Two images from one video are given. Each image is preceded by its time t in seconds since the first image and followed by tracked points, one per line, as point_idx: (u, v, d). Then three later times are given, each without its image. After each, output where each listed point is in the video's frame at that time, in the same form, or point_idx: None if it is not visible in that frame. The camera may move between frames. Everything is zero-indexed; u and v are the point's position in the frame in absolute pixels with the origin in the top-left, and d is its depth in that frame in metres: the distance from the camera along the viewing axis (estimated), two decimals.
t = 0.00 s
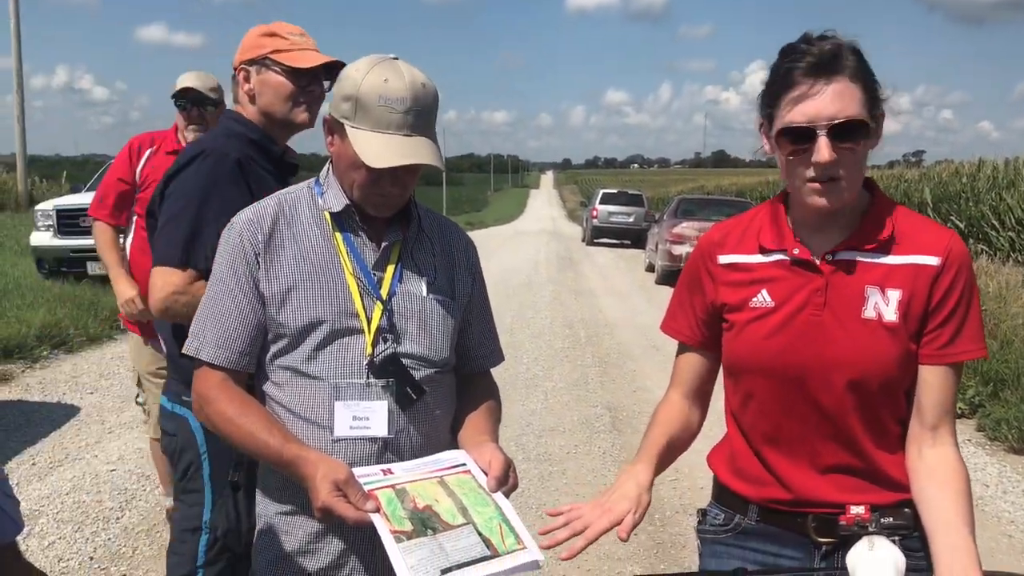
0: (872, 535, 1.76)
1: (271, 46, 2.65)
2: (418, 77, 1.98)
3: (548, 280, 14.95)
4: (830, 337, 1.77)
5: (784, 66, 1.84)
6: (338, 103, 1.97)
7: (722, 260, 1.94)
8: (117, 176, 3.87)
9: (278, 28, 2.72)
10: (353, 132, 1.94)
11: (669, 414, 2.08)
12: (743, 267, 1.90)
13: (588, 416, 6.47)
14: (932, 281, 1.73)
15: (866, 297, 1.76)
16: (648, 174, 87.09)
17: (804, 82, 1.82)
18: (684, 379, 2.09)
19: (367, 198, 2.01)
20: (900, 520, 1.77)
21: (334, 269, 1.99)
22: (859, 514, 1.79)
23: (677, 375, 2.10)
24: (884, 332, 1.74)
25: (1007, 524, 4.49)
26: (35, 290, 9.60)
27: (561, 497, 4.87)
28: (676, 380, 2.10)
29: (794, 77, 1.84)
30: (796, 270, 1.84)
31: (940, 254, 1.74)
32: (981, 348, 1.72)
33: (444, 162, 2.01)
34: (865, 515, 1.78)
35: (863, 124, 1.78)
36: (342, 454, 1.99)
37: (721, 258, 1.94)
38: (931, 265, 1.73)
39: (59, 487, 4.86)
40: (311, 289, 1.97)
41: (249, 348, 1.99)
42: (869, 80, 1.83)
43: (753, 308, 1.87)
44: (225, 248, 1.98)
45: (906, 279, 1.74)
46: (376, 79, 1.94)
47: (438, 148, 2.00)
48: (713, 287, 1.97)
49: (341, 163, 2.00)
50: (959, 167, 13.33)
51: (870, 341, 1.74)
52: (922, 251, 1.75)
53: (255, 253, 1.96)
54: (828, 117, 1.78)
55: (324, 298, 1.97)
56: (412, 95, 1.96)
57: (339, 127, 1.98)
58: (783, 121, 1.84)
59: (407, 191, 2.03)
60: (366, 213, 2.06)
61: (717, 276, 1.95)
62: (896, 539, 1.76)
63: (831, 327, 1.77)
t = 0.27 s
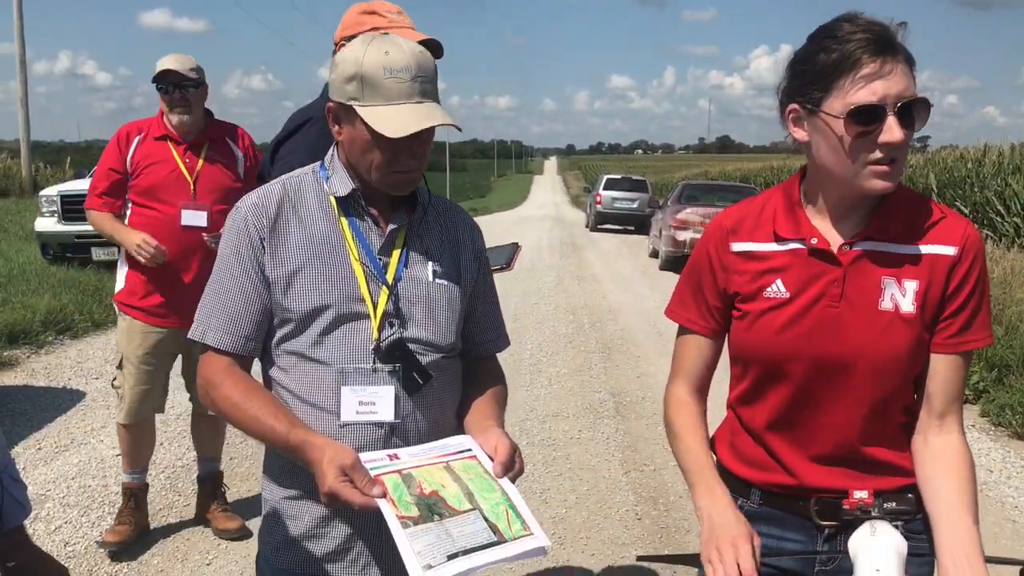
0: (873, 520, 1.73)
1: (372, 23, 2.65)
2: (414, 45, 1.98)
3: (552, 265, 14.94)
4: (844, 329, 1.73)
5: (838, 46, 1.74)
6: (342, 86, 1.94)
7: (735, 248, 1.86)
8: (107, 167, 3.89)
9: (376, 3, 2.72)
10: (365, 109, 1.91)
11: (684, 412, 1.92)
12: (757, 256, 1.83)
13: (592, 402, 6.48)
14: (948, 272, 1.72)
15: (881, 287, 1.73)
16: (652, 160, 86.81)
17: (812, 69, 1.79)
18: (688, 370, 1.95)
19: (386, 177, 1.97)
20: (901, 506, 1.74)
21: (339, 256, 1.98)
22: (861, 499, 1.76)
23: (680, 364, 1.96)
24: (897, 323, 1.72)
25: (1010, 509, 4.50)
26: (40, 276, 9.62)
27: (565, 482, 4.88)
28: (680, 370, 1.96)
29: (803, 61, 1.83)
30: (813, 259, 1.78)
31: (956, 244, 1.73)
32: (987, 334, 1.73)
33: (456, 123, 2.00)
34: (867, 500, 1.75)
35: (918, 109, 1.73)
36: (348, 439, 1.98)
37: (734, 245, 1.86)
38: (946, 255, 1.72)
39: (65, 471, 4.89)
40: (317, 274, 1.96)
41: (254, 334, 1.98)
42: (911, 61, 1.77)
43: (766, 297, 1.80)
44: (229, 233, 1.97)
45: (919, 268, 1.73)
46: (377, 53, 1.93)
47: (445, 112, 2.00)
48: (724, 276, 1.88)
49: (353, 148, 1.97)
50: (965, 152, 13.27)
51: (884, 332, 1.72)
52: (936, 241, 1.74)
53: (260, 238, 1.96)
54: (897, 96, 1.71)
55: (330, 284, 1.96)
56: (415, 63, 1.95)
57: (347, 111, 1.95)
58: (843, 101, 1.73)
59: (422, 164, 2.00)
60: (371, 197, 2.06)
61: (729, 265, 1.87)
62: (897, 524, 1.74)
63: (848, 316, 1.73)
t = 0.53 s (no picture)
0: (870, 509, 1.72)
1: (445, 27, 2.81)
2: (403, 26, 1.99)
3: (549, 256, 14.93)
4: (854, 318, 1.70)
5: (852, 31, 1.68)
6: (337, 73, 1.92)
7: (742, 235, 1.78)
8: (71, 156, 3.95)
9: (452, 7, 2.88)
10: (367, 91, 1.90)
11: (689, 409, 1.80)
12: (766, 243, 1.76)
13: (589, 391, 6.48)
14: (959, 256, 1.72)
15: (892, 276, 1.71)
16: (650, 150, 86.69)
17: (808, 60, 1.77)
18: (688, 362, 1.83)
19: (393, 159, 1.95)
20: (897, 494, 1.74)
21: (336, 244, 1.97)
22: (858, 488, 1.76)
23: (679, 356, 1.84)
24: (908, 314, 1.69)
25: (1007, 497, 4.50)
26: (37, 267, 9.60)
27: (562, 472, 4.89)
28: (678, 363, 1.84)
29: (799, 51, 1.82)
30: (824, 247, 1.73)
31: (966, 233, 1.72)
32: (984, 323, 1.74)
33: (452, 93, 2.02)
34: (864, 489, 1.76)
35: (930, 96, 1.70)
36: (344, 429, 1.97)
37: (741, 231, 1.78)
38: (957, 244, 1.71)
39: (62, 462, 4.88)
40: (312, 264, 1.95)
41: (248, 324, 1.97)
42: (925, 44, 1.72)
43: (774, 288, 1.74)
44: (223, 222, 1.95)
45: (926, 256, 1.71)
46: (369, 35, 1.93)
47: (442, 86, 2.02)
48: (729, 264, 1.79)
49: (354, 134, 1.95)
50: (963, 141, 13.25)
51: (893, 321, 1.69)
52: (945, 230, 1.72)
53: (254, 227, 1.94)
54: (912, 83, 1.66)
55: (325, 274, 1.95)
56: (406, 40, 1.96)
57: (346, 98, 1.93)
58: (857, 88, 1.68)
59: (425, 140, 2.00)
60: (366, 184, 2.05)
61: (736, 252, 1.78)
62: (893, 512, 1.74)
63: (857, 305, 1.70)
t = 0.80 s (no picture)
0: (856, 507, 1.71)
1: (524, 33, 2.75)
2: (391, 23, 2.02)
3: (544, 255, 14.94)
4: (841, 317, 1.70)
5: (841, 30, 1.69)
6: (328, 68, 1.92)
7: (730, 232, 1.78)
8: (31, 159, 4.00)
9: (531, 12, 2.82)
10: (360, 84, 1.91)
11: (678, 406, 1.81)
12: (754, 240, 1.77)
13: (583, 390, 6.49)
14: (946, 255, 1.72)
15: (879, 275, 1.72)
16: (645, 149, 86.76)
17: (795, 61, 1.78)
18: (675, 359, 1.84)
19: (387, 154, 1.96)
20: (884, 492, 1.75)
21: (326, 244, 1.98)
22: (844, 487, 1.75)
23: (667, 353, 1.85)
24: (894, 312, 1.70)
25: (998, 495, 4.52)
26: (29, 267, 9.57)
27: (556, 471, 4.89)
28: (667, 361, 1.84)
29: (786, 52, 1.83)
30: (812, 246, 1.74)
31: (953, 232, 1.72)
32: (971, 322, 1.75)
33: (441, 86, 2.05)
34: (850, 488, 1.74)
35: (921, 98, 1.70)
36: (334, 428, 1.97)
37: (730, 229, 1.78)
38: (944, 243, 1.72)
39: (54, 462, 4.87)
40: (301, 264, 1.95)
41: (237, 323, 1.97)
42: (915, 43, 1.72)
43: (761, 285, 1.75)
44: (211, 222, 1.95)
45: (914, 255, 1.71)
46: (358, 29, 1.95)
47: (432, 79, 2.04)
48: (718, 261, 1.79)
49: (346, 131, 1.95)
50: (956, 141, 13.30)
51: (880, 320, 1.70)
52: (932, 229, 1.73)
53: (243, 227, 1.94)
54: (901, 83, 1.67)
55: (314, 273, 1.95)
56: (395, 34, 1.99)
57: (337, 93, 1.94)
58: (846, 87, 1.68)
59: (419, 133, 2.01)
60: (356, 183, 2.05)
61: (724, 248, 1.79)
62: (879, 511, 1.75)
63: (844, 303, 1.71)
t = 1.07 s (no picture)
0: (840, 511, 1.73)
1: (591, 31, 2.81)
2: (378, 27, 2.02)
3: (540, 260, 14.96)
4: (828, 321, 1.72)
5: (845, 37, 1.69)
6: (314, 75, 1.94)
7: (718, 235, 1.80)
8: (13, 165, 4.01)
9: (598, 10, 2.88)
10: (345, 90, 1.92)
11: (667, 409, 1.83)
12: (741, 244, 1.78)
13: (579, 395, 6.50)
14: (932, 260, 1.73)
15: (865, 279, 1.73)
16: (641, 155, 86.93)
17: (786, 68, 1.79)
18: (664, 363, 1.85)
19: (375, 159, 1.97)
20: (868, 496, 1.77)
21: (318, 249, 1.99)
22: (829, 490, 1.77)
23: (657, 357, 1.86)
24: (880, 316, 1.72)
25: (992, 499, 4.54)
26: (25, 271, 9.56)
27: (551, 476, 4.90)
28: (656, 365, 1.86)
29: (775, 61, 1.85)
30: (798, 250, 1.75)
31: (940, 236, 1.74)
32: (958, 326, 1.76)
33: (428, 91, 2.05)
34: (834, 491, 1.76)
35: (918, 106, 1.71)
36: (327, 433, 1.98)
37: (718, 232, 1.80)
38: (930, 248, 1.73)
39: (49, 467, 4.87)
40: (293, 269, 1.97)
41: (229, 329, 1.98)
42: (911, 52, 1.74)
43: (748, 289, 1.76)
44: (203, 227, 1.96)
45: (900, 259, 1.73)
46: (344, 36, 1.96)
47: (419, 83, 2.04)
48: (706, 265, 1.81)
49: (335, 137, 1.97)
50: (950, 146, 13.35)
51: (866, 324, 1.72)
52: (918, 233, 1.74)
53: (235, 232, 1.95)
54: (901, 92, 1.68)
55: (307, 278, 1.97)
56: (382, 39, 1.99)
57: (325, 100, 1.95)
58: (849, 93, 1.68)
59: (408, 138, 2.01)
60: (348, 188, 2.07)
61: (712, 252, 1.80)
62: (864, 515, 1.76)
63: (831, 307, 1.72)
